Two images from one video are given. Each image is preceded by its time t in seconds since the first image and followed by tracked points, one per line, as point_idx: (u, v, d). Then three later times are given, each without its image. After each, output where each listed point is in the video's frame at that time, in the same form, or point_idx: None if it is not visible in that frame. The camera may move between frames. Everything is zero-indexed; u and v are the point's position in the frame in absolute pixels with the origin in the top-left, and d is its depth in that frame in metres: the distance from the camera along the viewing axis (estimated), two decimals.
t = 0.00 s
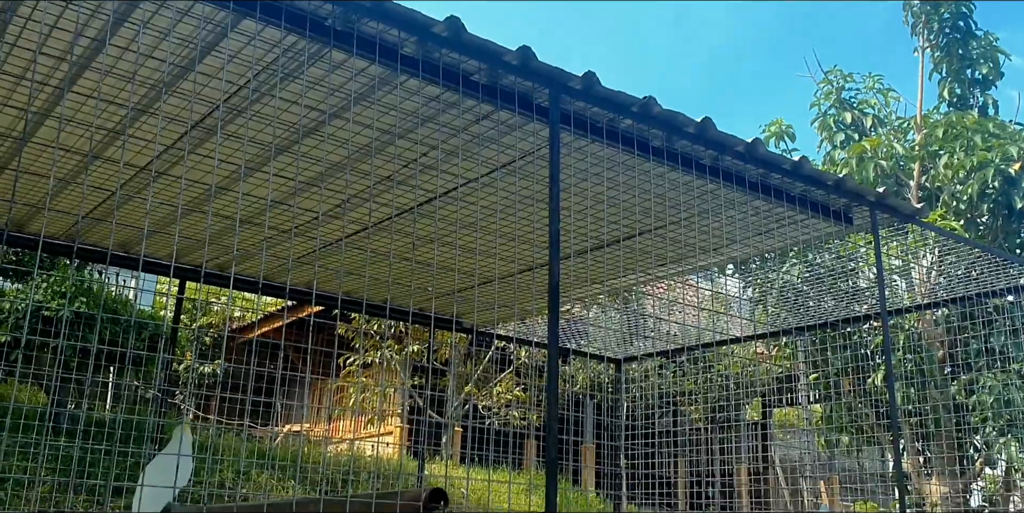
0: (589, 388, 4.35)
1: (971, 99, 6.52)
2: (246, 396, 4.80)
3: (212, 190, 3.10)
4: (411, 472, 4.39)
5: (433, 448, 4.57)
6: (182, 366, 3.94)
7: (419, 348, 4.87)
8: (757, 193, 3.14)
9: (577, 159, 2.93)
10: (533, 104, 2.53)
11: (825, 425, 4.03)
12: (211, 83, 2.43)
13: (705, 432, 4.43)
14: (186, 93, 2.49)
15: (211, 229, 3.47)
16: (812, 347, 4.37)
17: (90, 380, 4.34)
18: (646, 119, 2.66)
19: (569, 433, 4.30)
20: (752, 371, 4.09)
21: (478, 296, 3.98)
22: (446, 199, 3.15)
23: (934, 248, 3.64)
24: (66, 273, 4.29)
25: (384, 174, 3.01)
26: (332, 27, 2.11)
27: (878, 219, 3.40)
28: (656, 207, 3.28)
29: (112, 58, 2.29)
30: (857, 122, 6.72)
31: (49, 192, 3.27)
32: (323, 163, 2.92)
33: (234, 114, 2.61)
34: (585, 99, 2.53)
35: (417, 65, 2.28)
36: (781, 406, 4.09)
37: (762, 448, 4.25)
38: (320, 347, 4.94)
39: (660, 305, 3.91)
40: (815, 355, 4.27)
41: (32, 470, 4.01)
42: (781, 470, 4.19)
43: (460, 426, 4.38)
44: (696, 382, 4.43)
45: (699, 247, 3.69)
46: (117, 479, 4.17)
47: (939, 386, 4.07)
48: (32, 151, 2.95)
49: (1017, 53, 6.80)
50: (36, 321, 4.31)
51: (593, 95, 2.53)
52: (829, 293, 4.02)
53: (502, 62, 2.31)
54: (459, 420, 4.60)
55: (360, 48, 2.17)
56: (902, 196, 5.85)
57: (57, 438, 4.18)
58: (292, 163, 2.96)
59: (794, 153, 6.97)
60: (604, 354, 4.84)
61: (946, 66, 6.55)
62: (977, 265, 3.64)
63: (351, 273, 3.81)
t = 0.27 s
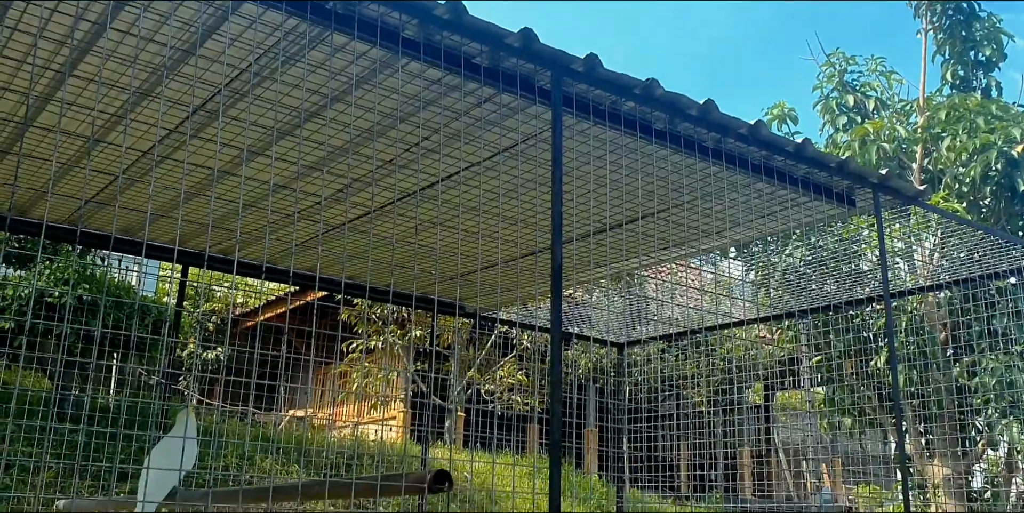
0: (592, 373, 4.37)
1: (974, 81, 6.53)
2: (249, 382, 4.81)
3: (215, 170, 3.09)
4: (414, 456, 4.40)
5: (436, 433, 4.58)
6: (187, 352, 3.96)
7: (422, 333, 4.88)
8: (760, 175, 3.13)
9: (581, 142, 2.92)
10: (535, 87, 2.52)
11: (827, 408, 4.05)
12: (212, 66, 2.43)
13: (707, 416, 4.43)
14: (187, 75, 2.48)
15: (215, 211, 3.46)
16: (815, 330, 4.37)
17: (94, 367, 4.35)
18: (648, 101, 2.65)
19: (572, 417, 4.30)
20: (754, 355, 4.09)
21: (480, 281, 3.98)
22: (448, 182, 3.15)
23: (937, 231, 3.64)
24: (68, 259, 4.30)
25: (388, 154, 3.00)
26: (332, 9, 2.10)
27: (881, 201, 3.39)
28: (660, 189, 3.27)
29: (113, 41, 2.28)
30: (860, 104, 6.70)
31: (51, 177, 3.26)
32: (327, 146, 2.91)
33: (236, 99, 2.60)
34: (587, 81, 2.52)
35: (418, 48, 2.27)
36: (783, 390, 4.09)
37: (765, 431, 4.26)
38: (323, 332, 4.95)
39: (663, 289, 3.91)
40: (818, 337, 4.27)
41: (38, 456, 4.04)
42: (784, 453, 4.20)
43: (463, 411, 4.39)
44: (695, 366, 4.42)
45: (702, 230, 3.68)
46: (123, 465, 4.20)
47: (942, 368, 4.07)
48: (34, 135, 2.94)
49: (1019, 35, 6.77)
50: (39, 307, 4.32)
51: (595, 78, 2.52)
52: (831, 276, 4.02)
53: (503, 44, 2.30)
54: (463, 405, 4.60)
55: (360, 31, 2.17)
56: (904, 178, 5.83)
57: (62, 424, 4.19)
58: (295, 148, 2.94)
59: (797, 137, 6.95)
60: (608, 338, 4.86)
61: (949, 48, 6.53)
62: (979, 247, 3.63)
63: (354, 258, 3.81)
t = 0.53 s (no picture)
0: (594, 358, 4.37)
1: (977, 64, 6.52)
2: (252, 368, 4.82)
3: (217, 154, 3.09)
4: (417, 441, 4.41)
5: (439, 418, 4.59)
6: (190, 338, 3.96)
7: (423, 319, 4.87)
8: (763, 158, 3.12)
9: (583, 125, 2.92)
10: (537, 70, 2.51)
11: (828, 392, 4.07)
12: (213, 50, 2.42)
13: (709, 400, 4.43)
14: (188, 59, 2.47)
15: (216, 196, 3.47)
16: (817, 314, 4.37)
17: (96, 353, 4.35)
18: (651, 84, 2.64)
19: (574, 402, 4.31)
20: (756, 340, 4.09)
21: (482, 266, 3.97)
22: (450, 166, 3.14)
23: (939, 215, 3.63)
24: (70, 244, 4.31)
25: (390, 137, 3.00)
26: None
27: (883, 184, 3.38)
28: (663, 172, 3.27)
29: (114, 25, 2.28)
30: (862, 88, 6.68)
31: (53, 161, 3.25)
32: (329, 130, 2.91)
33: (237, 82, 2.60)
34: (589, 63, 2.51)
35: (419, 30, 2.26)
36: (785, 374, 4.10)
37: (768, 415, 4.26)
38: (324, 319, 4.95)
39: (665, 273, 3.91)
40: (820, 321, 4.27)
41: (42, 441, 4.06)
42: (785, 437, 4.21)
43: (464, 396, 4.39)
44: (696, 351, 4.41)
45: (704, 214, 3.68)
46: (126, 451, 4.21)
47: (944, 351, 4.07)
48: (36, 119, 2.93)
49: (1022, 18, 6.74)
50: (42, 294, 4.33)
51: (597, 60, 2.51)
52: (834, 260, 4.02)
53: (506, 27, 2.29)
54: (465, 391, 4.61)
55: (361, 13, 2.16)
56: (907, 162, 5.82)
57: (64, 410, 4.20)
58: (297, 133, 2.94)
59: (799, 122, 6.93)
60: (610, 323, 4.87)
61: (952, 31, 6.50)
62: (982, 231, 3.62)
63: (356, 243, 3.81)
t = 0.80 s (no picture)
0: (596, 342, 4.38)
1: (981, 46, 6.42)
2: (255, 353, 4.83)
3: (217, 136, 3.08)
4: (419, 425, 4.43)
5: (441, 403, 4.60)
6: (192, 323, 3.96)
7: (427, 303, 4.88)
8: (764, 140, 3.11)
9: (585, 107, 2.91)
10: (538, 51, 2.50)
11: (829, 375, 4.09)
12: (213, 32, 2.41)
13: (711, 384, 4.44)
14: (188, 40, 2.46)
15: (218, 177, 3.45)
16: (819, 296, 4.37)
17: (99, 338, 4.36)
18: (652, 65, 2.63)
19: (576, 386, 4.31)
20: (756, 322, 4.10)
21: (483, 250, 3.97)
22: (452, 149, 3.13)
23: (941, 197, 3.62)
24: (72, 229, 4.31)
25: (391, 120, 2.99)
26: None
27: (885, 165, 3.37)
28: (665, 154, 3.26)
29: (114, 6, 2.26)
30: (864, 70, 6.65)
31: (54, 145, 3.24)
32: (329, 112, 2.90)
33: (237, 65, 2.59)
34: (590, 44, 2.50)
35: (419, 11, 2.26)
36: (787, 357, 4.11)
37: (769, 398, 4.27)
38: (326, 304, 4.95)
39: (666, 256, 3.91)
40: (822, 303, 4.27)
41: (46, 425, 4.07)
42: (786, 420, 4.22)
43: (466, 381, 4.40)
44: (697, 335, 4.41)
45: (706, 197, 3.67)
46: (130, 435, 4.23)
47: (945, 333, 4.08)
48: (36, 102, 2.92)
49: None
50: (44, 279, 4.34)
51: (598, 41, 2.50)
52: (835, 243, 4.02)
53: (506, 8, 2.27)
54: (467, 375, 4.62)
55: None
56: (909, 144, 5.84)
57: (67, 394, 4.21)
58: (298, 115, 2.94)
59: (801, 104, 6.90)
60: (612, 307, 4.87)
61: (955, 12, 6.48)
62: (984, 212, 3.61)
63: (358, 227, 3.81)
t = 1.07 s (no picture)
0: (598, 326, 4.38)
1: (983, 26, 6.42)
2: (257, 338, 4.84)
3: (218, 119, 3.07)
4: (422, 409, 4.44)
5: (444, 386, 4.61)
6: (195, 307, 3.96)
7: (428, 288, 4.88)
8: (766, 120, 3.10)
9: (586, 87, 2.89)
10: (539, 31, 2.49)
11: (833, 357, 4.05)
12: (214, 13, 2.39)
13: (712, 368, 4.44)
14: (188, 22, 2.45)
15: (219, 160, 3.44)
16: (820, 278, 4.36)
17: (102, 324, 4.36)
18: (654, 45, 2.62)
19: (578, 370, 4.32)
20: (758, 305, 4.10)
21: (485, 233, 3.97)
22: (453, 131, 3.12)
23: (943, 179, 3.61)
24: (73, 215, 4.31)
25: (392, 102, 2.98)
26: None
27: (887, 145, 3.35)
28: (667, 135, 3.25)
29: None
30: (866, 52, 6.63)
31: (54, 129, 3.23)
32: (329, 94, 2.89)
33: (237, 47, 2.58)
34: (592, 24, 2.49)
35: None
36: (789, 339, 4.11)
37: (771, 381, 4.27)
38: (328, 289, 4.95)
39: (668, 239, 3.90)
40: (824, 285, 4.27)
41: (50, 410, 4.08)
42: (788, 402, 4.23)
43: (468, 365, 4.40)
44: (699, 318, 4.41)
45: (708, 179, 3.66)
46: (134, 420, 4.24)
47: (947, 315, 4.08)
48: (36, 86, 2.90)
49: None
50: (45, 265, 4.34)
51: (600, 21, 2.49)
52: (837, 225, 4.01)
53: None
54: (469, 359, 4.62)
55: None
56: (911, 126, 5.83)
57: (71, 379, 4.21)
58: (299, 98, 2.92)
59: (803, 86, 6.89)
60: (614, 290, 4.87)
61: None
62: (986, 193, 3.60)
63: (359, 210, 3.80)
